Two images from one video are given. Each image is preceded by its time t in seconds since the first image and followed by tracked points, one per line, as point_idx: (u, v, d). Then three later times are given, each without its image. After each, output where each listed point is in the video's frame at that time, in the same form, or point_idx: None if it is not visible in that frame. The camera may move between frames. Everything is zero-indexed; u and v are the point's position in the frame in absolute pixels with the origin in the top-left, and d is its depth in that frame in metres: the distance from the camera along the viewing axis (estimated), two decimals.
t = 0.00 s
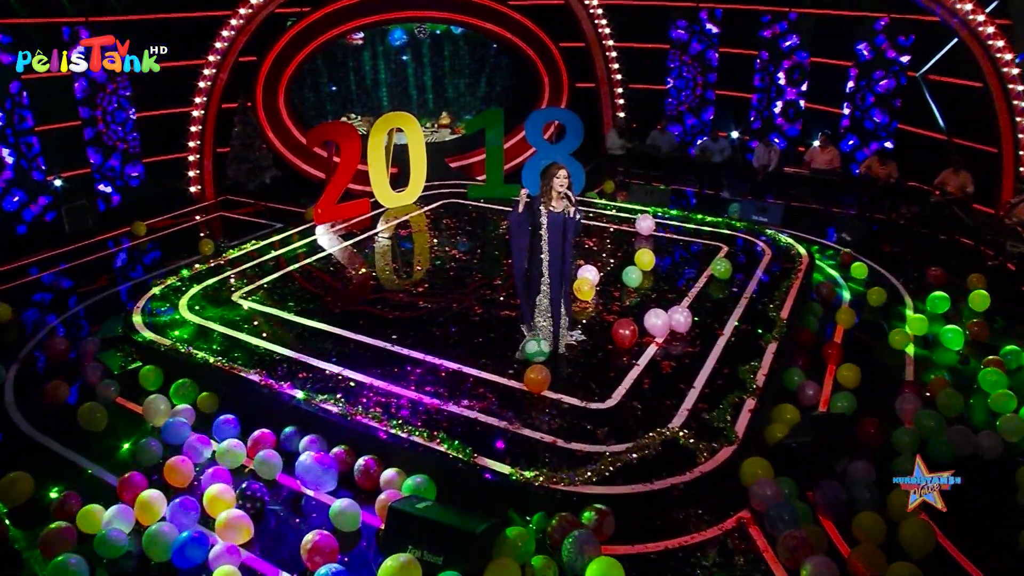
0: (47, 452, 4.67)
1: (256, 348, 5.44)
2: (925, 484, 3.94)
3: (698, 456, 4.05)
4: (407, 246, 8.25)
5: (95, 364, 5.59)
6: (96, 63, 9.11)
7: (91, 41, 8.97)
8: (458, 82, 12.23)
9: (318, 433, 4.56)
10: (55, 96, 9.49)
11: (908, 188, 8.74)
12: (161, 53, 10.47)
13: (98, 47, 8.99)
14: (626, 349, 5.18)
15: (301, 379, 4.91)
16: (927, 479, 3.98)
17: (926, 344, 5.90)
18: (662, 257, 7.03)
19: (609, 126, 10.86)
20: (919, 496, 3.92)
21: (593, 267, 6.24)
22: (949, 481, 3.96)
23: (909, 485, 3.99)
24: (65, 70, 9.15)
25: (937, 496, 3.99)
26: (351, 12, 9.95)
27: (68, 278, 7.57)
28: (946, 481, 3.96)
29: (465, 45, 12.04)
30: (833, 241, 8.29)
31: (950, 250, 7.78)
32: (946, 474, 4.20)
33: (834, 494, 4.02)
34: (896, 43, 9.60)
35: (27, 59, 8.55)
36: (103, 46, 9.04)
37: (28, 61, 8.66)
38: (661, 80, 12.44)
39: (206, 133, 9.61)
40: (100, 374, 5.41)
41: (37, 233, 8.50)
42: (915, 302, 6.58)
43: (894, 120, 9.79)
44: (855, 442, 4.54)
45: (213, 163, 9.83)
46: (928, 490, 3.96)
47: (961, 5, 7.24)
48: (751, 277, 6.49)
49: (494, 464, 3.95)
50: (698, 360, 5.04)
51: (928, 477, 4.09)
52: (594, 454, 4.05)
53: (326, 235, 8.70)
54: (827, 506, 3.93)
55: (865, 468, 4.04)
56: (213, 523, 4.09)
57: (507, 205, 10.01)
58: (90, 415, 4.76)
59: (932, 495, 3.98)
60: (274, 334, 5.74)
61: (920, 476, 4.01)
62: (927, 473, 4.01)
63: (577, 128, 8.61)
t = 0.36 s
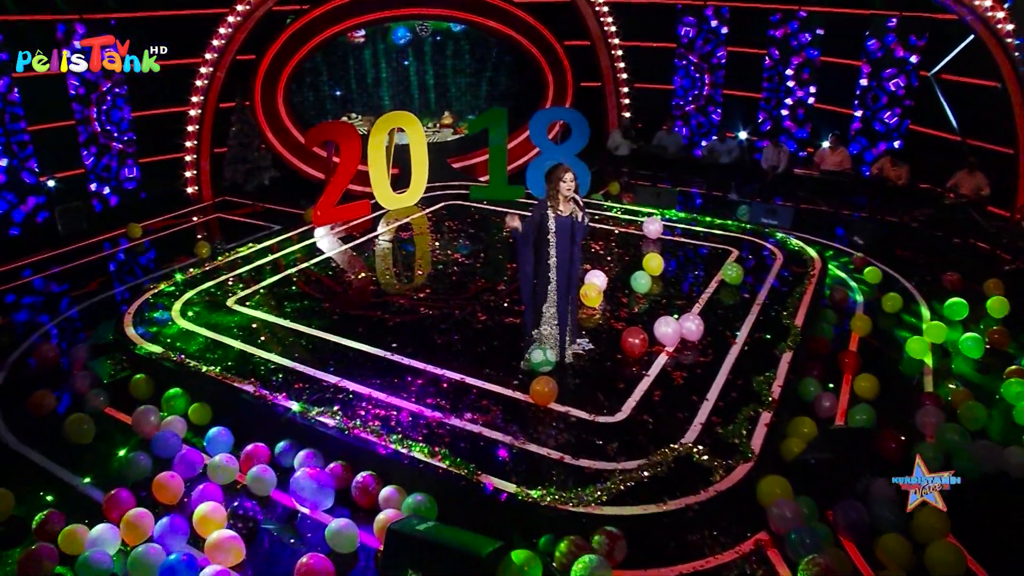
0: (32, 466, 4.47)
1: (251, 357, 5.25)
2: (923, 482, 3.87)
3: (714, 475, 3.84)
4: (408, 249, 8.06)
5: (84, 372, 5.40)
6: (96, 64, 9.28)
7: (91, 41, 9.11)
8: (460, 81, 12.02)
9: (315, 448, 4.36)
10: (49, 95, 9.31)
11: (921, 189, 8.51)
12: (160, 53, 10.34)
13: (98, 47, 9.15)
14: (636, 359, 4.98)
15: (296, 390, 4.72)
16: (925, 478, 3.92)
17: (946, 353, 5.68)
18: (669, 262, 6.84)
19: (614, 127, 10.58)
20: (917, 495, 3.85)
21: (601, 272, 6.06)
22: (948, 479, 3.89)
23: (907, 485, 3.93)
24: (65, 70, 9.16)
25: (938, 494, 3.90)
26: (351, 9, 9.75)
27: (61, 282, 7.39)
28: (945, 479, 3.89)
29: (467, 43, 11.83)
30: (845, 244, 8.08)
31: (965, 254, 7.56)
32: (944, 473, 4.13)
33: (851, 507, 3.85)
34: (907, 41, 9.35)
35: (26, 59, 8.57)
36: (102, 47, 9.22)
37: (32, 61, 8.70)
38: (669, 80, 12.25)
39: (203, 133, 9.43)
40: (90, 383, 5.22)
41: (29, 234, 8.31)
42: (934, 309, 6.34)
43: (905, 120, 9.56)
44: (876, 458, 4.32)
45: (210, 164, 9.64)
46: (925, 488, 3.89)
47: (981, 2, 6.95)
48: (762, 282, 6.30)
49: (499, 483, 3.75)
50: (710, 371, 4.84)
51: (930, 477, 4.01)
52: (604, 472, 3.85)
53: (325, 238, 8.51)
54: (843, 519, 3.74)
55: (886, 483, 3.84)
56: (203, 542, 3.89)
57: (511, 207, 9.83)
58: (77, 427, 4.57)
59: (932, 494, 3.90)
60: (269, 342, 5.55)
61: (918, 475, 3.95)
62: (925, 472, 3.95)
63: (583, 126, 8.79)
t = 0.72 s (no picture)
0: (15, 482, 4.28)
1: (247, 366, 5.09)
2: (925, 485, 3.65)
3: (731, 494, 3.64)
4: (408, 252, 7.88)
5: (73, 382, 5.20)
6: (96, 64, 8.92)
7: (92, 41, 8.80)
8: (462, 80, 11.82)
9: (312, 463, 4.18)
10: (42, 94, 9.12)
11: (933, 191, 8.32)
12: (160, 53, 10.19)
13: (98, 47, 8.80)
14: (646, 369, 4.80)
15: (292, 403, 4.56)
16: (927, 478, 3.68)
17: (965, 361, 5.48)
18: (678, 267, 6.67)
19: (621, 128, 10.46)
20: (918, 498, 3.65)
21: (609, 278, 5.90)
22: (952, 481, 3.66)
23: (907, 485, 3.70)
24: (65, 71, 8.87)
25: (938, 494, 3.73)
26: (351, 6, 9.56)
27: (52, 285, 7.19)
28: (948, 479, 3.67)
29: (470, 41, 11.61)
30: (856, 247, 7.89)
31: (980, 256, 7.37)
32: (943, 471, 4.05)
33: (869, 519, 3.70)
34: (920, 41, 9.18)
35: (27, 59, 8.41)
36: (102, 48, 8.85)
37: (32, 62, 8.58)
38: (675, 78, 12.07)
39: (200, 132, 9.25)
40: (79, 392, 5.02)
41: (21, 236, 8.11)
42: (950, 314, 6.15)
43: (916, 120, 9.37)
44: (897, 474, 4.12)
45: (207, 164, 9.46)
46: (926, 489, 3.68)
47: None
48: (775, 287, 6.13)
49: (506, 503, 3.57)
50: (724, 382, 4.64)
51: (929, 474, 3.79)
52: (615, 491, 3.65)
53: (324, 240, 8.31)
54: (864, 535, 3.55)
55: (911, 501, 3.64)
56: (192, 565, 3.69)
57: (514, 209, 9.69)
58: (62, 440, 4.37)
59: (933, 494, 3.71)
60: (265, 350, 5.37)
61: (919, 474, 3.70)
62: (927, 471, 3.70)
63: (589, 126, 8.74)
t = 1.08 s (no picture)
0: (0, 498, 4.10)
1: (244, 376, 4.95)
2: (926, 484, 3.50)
3: (751, 513, 3.44)
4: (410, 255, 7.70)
5: (62, 390, 5.02)
6: (97, 63, 8.87)
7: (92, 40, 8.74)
8: (464, 79, 11.64)
9: (310, 479, 4.02)
10: (35, 94, 8.96)
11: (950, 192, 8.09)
12: (160, 53, 10.06)
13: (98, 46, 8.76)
14: (658, 379, 4.63)
15: (289, 416, 4.43)
16: (928, 477, 3.53)
17: (987, 370, 5.28)
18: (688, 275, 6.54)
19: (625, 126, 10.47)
20: (918, 498, 3.50)
21: (619, 283, 5.77)
22: (953, 481, 3.49)
23: (907, 485, 3.56)
24: (65, 71, 8.79)
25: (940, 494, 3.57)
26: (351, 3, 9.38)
27: (45, 289, 7.01)
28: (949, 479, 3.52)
29: (472, 39, 11.43)
30: (868, 250, 7.71)
31: (995, 259, 7.18)
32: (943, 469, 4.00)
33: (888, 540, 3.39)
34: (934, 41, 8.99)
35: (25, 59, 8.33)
36: (102, 48, 8.83)
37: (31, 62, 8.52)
38: (681, 77, 11.91)
39: (197, 132, 9.07)
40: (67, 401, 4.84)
41: (12, 237, 7.93)
42: (969, 320, 5.95)
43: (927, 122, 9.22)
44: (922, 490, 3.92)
45: (204, 165, 9.30)
46: (928, 489, 3.53)
47: None
48: (788, 294, 5.97)
49: (514, 524, 3.38)
50: (739, 392, 4.46)
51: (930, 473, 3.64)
52: (628, 510, 3.46)
53: (325, 242, 8.15)
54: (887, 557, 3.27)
55: (940, 521, 3.43)
56: None
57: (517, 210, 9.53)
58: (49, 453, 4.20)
59: (934, 494, 3.55)
60: (263, 358, 5.21)
61: (919, 473, 3.55)
62: (927, 470, 3.54)
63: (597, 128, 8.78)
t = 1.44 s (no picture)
0: None
1: (237, 389, 4.81)
2: (926, 485, 3.38)
3: (769, 532, 3.24)
4: (405, 259, 7.52)
5: (44, 402, 4.80)
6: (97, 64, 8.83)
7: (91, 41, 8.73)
8: (460, 78, 11.46)
9: (304, 497, 3.87)
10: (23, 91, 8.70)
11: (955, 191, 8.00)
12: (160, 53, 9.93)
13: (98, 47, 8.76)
14: (666, 389, 4.47)
15: (283, 431, 4.30)
16: (928, 477, 3.42)
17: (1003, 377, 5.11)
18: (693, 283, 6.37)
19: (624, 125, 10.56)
20: (919, 498, 3.39)
21: (623, 288, 5.68)
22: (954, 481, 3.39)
23: (906, 485, 3.43)
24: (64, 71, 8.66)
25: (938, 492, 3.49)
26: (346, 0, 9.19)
27: (29, 294, 6.80)
28: (950, 478, 3.41)
29: (469, 38, 11.26)
30: (874, 252, 7.57)
31: (1004, 261, 7.02)
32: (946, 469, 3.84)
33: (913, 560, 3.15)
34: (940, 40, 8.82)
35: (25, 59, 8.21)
36: (102, 47, 8.83)
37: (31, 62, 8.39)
38: (681, 76, 11.79)
39: (187, 132, 8.91)
40: (50, 413, 4.64)
41: None
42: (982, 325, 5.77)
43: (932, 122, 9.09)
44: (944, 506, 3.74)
45: (195, 167, 9.17)
46: (927, 489, 3.42)
47: None
48: (796, 302, 5.82)
49: (520, 547, 3.21)
50: (751, 403, 4.28)
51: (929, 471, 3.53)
52: (639, 531, 3.28)
53: (319, 246, 7.96)
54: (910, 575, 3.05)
55: (967, 539, 3.24)
56: None
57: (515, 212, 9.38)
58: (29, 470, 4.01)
59: (934, 494, 3.45)
60: (261, 369, 5.07)
61: (919, 473, 3.43)
62: (928, 470, 3.43)
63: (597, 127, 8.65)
